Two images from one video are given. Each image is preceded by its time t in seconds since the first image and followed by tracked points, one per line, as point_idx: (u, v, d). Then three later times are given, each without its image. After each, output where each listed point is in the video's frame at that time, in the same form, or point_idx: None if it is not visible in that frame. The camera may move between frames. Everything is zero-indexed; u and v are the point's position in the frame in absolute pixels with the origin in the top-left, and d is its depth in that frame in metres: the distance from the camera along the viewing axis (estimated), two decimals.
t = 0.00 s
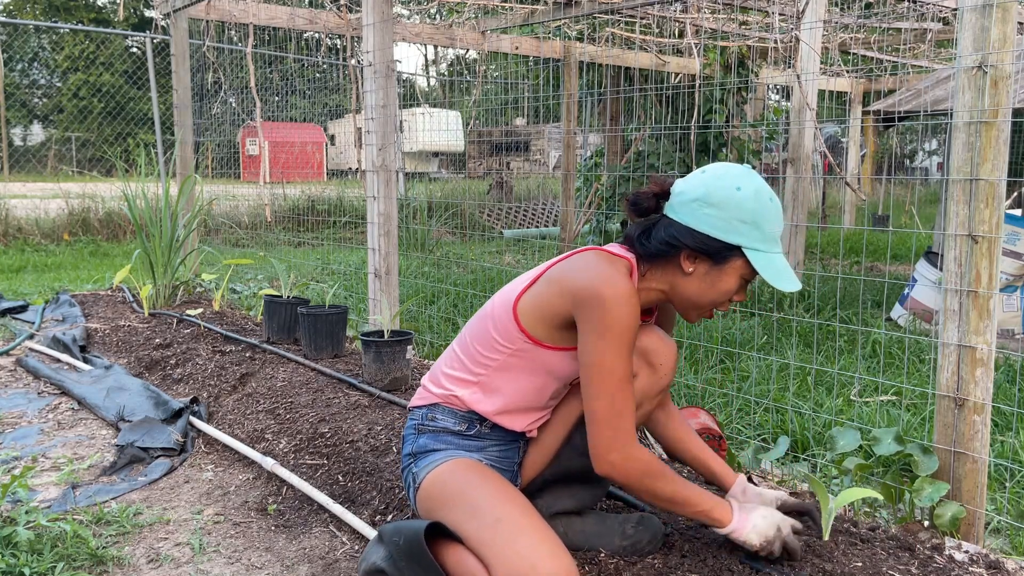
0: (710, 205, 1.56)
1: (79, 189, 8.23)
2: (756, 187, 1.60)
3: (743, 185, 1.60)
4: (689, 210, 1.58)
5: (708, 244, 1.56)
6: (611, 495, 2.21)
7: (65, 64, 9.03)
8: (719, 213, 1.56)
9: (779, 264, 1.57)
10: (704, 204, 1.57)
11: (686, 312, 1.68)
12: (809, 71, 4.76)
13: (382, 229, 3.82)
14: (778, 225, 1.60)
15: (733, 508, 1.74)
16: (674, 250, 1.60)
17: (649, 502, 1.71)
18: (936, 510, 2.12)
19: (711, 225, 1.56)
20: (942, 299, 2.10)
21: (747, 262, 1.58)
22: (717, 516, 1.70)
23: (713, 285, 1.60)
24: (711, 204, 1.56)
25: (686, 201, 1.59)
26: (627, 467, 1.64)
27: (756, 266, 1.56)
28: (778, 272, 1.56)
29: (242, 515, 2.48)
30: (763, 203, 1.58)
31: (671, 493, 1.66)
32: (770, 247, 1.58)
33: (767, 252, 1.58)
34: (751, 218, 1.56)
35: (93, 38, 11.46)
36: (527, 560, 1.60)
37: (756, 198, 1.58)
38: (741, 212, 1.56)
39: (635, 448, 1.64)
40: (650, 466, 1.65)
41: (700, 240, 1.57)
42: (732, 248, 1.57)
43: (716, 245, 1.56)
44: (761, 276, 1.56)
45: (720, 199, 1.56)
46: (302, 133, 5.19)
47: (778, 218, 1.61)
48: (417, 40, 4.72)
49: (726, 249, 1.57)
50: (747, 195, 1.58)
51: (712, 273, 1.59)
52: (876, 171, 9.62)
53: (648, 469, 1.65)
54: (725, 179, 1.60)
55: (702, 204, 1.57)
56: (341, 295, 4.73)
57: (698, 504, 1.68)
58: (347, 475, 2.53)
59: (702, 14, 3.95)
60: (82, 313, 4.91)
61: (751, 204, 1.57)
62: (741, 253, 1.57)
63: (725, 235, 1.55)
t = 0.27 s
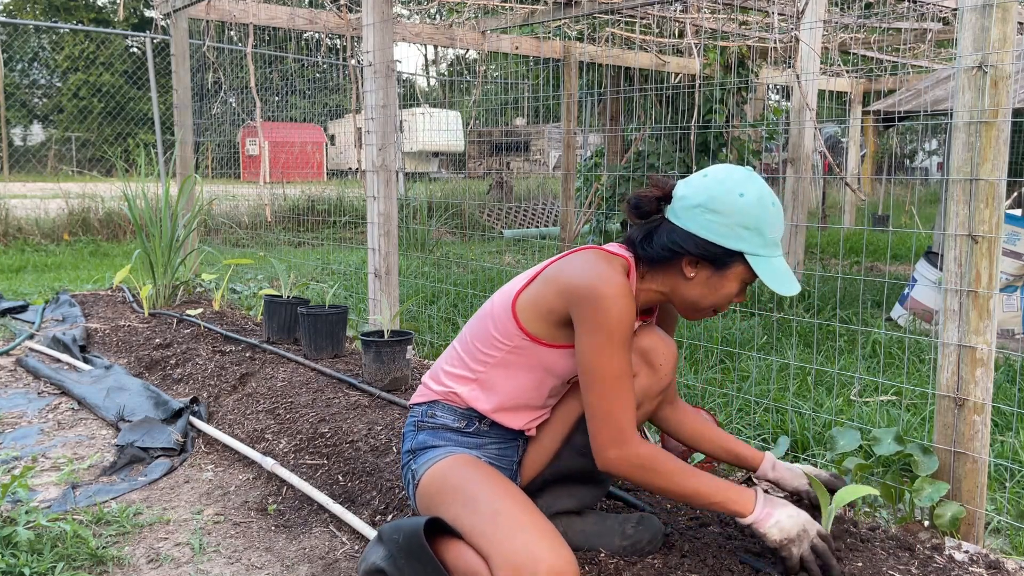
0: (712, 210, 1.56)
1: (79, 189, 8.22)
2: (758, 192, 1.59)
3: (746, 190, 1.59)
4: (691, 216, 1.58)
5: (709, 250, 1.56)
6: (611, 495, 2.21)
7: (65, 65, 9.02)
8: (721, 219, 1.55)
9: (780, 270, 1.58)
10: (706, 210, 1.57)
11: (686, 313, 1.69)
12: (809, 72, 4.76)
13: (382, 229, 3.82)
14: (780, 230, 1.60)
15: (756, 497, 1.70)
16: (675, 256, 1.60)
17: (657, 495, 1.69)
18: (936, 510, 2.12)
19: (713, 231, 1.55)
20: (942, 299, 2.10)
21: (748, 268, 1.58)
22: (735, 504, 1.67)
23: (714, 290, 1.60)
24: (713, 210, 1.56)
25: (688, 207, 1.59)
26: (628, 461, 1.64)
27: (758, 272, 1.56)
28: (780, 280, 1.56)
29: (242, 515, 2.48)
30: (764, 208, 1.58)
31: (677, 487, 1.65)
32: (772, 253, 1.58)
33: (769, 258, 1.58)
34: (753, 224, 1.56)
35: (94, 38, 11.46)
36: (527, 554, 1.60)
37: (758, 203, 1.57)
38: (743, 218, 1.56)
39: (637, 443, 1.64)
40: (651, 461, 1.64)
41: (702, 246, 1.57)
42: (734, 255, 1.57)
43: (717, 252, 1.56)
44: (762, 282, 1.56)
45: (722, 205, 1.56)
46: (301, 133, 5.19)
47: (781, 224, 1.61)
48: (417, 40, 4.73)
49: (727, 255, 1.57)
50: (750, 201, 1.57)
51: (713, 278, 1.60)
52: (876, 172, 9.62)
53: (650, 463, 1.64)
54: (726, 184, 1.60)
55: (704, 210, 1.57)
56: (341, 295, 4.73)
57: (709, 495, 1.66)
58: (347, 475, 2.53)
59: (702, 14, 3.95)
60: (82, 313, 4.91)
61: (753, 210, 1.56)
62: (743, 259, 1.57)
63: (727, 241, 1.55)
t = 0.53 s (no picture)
0: (712, 216, 1.56)
1: (79, 189, 8.22)
2: (760, 200, 1.59)
3: (747, 198, 1.59)
4: (690, 220, 1.58)
5: (706, 256, 1.56)
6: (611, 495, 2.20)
7: (65, 65, 9.01)
8: (720, 225, 1.55)
9: (779, 279, 1.57)
10: (706, 215, 1.56)
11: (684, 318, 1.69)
12: (809, 72, 4.76)
13: (382, 229, 3.82)
14: (781, 239, 1.59)
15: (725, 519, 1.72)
16: (671, 259, 1.61)
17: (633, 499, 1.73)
18: (936, 510, 2.12)
19: (712, 237, 1.55)
20: (942, 299, 2.10)
21: (745, 275, 1.57)
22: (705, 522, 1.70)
23: (710, 296, 1.60)
24: (713, 216, 1.56)
25: (688, 211, 1.59)
26: (606, 466, 1.67)
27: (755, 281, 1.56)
28: (778, 288, 1.55)
29: (242, 515, 2.48)
30: (765, 216, 1.57)
31: (653, 496, 1.68)
32: (771, 262, 1.58)
33: (768, 267, 1.57)
34: (752, 232, 1.55)
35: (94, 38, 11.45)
36: (530, 535, 1.61)
37: (758, 211, 1.57)
38: (742, 225, 1.55)
39: (617, 449, 1.66)
40: (630, 468, 1.67)
41: (699, 251, 1.57)
42: (731, 261, 1.56)
43: (715, 257, 1.56)
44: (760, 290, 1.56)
45: (722, 211, 1.56)
46: (301, 133, 5.19)
47: (782, 233, 1.60)
48: (417, 39, 4.73)
49: (725, 262, 1.56)
50: (749, 208, 1.57)
51: (710, 284, 1.60)
52: (876, 172, 9.62)
53: (628, 470, 1.67)
54: (728, 190, 1.60)
55: (704, 215, 1.57)
56: (341, 295, 4.73)
57: (683, 508, 1.69)
58: (347, 475, 2.53)
59: (702, 14, 3.95)
60: (82, 313, 4.91)
61: (753, 217, 1.56)
62: (740, 267, 1.57)
63: (725, 247, 1.55)
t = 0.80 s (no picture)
0: (706, 211, 1.55)
1: (79, 189, 8.22)
2: (756, 197, 1.58)
3: (743, 195, 1.58)
4: (685, 215, 1.58)
5: (698, 252, 1.56)
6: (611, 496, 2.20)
7: (65, 65, 9.00)
8: (714, 221, 1.55)
9: (772, 278, 1.55)
10: (700, 210, 1.56)
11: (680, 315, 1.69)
12: (809, 72, 4.76)
13: (382, 229, 3.82)
14: (777, 237, 1.57)
15: (729, 515, 1.70)
16: (665, 254, 1.61)
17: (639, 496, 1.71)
18: (936, 510, 2.12)
19: (705, 232, 1.55)
20: (942, 299, 2.10)
21: (738, 273, 1.56)
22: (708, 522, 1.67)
23: (703, 292, 1.60)
24: (707, 211, 1.56)
25: (684, 205, 1.59)
26: (609, 458, 1.66)
27: (747, 279, 1.54)
28: (771, 288, 1.54)
29: (242, 515, 2.48)
30: (760, 214, 1.56)
31: (660, 489, 1.66)
32: (765, 260, 1.56)
33: (761, 266, 1.55)
34: (746, 229, 1.54)
35: (93, 38, 11.45)
36: (519, 534, 1.61)
37: (754, 208, 1.56)
38: (736, 221, 1.54)
39: (620, 439, 1.65)
40: (634, 460, 1.65)
41: (692, 247, 1.56)
42: (725, 258, 1.55)
43: (707, 254, 1.55)
44: (752, 288, 1.54)
45: (717, 206, 1.55)
46: (301, 133, 5.19)
47: (779, 232, 1.58)
48: (417, 39, 4.73)
49: (718, 259, 1.56)
50: (745, 205, 1.56)
51: (703, 279, 1.59)
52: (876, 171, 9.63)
53: (632, 461, 1.65)
54: (725, 186, 1.59)
55: (698, 210, 1.56)
56: (341, 295, 4.73)
57: (687, 501, 1.65)
58: (347, 475, 2.53)
59: (702, 14, 3.95)
60: (82, 313, 4.91)
61: (748, 214, 1.55)
62: (733, 264, 1.56)
63: (718, 243, 1.54)
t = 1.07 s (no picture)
0: (695, 209, 1.56)
1: (79, 189, 8.22)
2: (746, 196, 1.58)
3: (733, 193, 1.58)
4: (674, 213, 1.59)
5: (687, 249, 1.56)
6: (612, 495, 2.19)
7: (65, 65, 8.99)
8: (703, 219, 1.55)
9: (763, 277, 1.55)
10: (688, 208, 1.57)
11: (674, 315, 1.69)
12: (809, 71, 4.76)
13: (382, 229, 3.82)
14: (766, 236, 1.57)
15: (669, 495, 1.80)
16: (655, 252, 1.61)
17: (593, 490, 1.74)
18: (936, 510, 2.12)
19: (694, 230, 1.55)
20: (942, 299, 2.10)
21: (728, 271, 1.56)
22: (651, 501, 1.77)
23: (693, 291, 1.60)
24: (696, 209, 1.56)
25: (673, 204, 1.60)
26: (575, 459, 1.66)
27: (736, 276, 1.54)
28: (761, 285, 1.54)
29: (242, 515, 2.48)
30: (750, 212, 1.56)
31: (614, 483, 1.71)
32: (755, 259, 1.56)
33: (750, 264, 1.55)
34: (735, 227, 1.55)
35: (93, 38, 11.44)
36: (501, 509, 1.63)
37: (743, 206, 1.56)
38: (725, 219, 1.55)
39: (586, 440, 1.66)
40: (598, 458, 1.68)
41: (680, 244, 1.57)
42: (714, 256, 1.56)
43: (696, 251, 1.56)
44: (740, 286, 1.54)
45: (705, 204, 1.56)
46: (302, 133, 5.19)
47: (769, 230, 1.58)
48: (417, 39, 4.73)
49: (706, 257, 1.56)
50: (735, 203, 1.56)
51: (693, 277, 1.59)
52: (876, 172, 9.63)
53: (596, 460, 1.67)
54: (715, 185, 1.60)
55: (688, 208, 1.57)
56: (341, 295, 4.73)
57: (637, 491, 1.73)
58: (347, 475, 2.53)
59: (702, 14, 3.94)
60: (82, 313, 4.91)
61: (737, 212, 1.55)
62: (722, 262, 1.56)
63: (706, 241, 1.54)
